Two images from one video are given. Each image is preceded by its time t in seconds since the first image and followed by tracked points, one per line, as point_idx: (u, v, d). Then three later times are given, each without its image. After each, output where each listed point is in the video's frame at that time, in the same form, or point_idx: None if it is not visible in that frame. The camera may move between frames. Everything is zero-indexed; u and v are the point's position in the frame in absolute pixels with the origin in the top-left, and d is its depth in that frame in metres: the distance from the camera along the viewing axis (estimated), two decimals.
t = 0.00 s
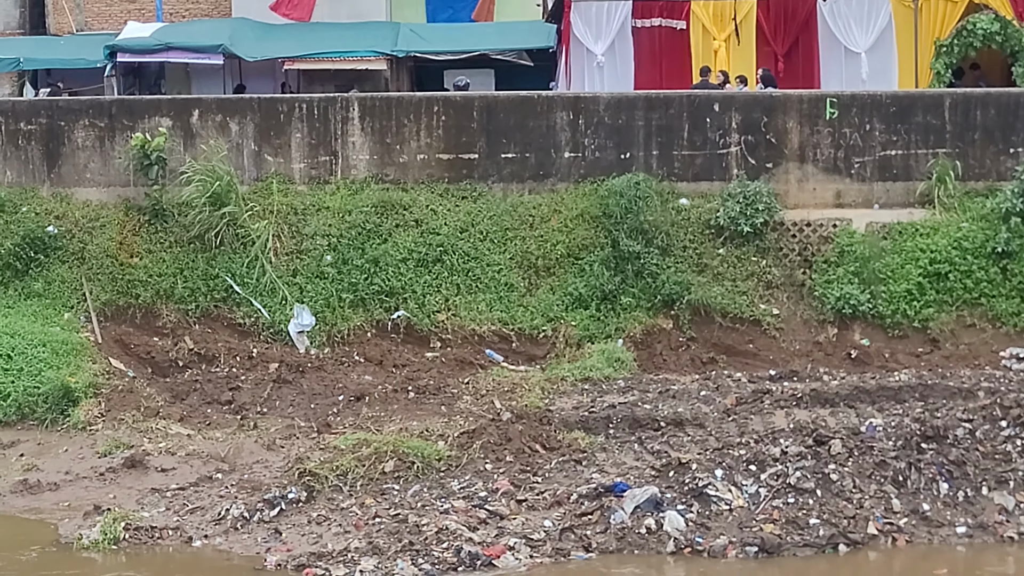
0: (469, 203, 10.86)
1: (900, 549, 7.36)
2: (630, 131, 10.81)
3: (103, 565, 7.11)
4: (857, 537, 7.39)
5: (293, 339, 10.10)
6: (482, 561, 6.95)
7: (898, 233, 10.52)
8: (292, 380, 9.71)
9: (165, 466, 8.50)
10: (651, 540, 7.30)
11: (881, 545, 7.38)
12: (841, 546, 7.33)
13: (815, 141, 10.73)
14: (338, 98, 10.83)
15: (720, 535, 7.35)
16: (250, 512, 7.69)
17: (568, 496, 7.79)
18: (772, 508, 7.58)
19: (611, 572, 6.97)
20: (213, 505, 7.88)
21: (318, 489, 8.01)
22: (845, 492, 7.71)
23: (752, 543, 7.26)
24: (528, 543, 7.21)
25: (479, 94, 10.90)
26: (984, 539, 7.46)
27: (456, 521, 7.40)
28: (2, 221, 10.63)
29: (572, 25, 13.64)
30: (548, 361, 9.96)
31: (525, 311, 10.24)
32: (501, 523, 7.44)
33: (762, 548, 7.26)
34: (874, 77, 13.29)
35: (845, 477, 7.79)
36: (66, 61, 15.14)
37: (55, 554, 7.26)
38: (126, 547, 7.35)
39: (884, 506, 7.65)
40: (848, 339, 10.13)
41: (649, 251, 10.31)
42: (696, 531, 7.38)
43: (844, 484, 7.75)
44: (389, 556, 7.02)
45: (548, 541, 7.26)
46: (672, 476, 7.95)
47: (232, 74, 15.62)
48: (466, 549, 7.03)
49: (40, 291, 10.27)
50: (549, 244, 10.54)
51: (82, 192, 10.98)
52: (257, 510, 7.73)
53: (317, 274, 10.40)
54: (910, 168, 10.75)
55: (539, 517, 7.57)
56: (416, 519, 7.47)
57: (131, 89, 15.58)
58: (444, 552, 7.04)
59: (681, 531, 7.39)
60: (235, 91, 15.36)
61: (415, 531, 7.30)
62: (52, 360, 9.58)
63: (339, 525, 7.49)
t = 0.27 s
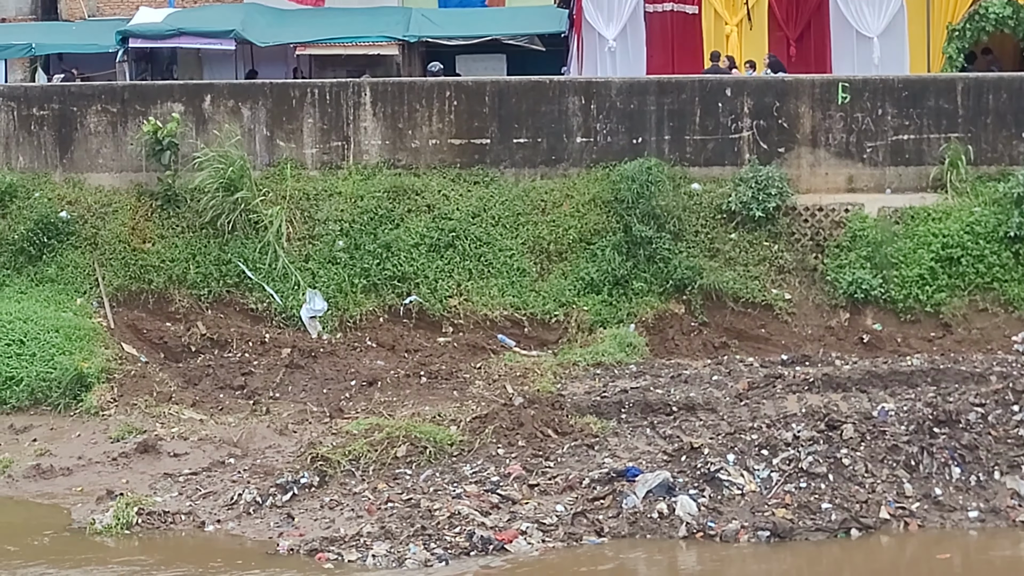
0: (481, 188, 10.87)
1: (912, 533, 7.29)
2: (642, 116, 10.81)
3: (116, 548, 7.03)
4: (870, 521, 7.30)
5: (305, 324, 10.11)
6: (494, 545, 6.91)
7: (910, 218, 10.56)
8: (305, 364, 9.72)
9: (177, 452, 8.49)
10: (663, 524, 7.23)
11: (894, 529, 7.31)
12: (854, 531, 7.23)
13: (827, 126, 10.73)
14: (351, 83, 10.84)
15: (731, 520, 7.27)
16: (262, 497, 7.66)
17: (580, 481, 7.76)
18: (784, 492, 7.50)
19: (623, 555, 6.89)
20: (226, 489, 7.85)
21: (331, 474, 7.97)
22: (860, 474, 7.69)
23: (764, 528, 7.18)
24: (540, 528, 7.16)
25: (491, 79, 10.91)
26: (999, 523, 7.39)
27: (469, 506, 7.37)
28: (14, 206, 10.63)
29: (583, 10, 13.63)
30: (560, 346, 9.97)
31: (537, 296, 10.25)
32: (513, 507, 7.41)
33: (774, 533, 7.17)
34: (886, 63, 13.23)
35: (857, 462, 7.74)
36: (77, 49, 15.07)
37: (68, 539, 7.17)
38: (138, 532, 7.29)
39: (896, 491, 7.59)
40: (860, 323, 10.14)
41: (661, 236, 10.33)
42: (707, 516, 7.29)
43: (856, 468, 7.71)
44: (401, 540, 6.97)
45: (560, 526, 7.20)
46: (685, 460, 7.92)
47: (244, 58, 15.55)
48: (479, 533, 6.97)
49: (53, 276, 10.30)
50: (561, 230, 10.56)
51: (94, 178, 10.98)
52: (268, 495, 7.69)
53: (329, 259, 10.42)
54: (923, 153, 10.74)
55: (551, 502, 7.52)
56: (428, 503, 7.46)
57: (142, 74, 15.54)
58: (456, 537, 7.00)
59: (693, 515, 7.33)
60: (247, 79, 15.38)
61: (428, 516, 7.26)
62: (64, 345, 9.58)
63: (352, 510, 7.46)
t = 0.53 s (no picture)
0: (490, 174, 10.93)
1: (919, 518, 7.34)
2: (650, 102, 10.86)
3: (127, 532, 7.07)
4: (877, 505, 7.35)
5: (315, 310, 10.17)
6: (503, 530, 6.93)
7: (918, 203, 10.60)
8: (315, 349, 9.78)
9: (188, 437, 8.54)
10: (672, 509, 7.29)
11: (901, 515, 7.36)
12: (860, 515, 7.28)
13: (834, 112, 10.77)
14: (360, 70, 10.90)
15: (739, 504, 7.33)
16: (272, 482, 7.70)
17: (589, 466, 7.80)
18: (791, 477, 7.55)
19: (632, 540, 6.93)
20: (237, 474, 7.89)
21: (340, 459, 8.00)
22: (868, 458, 7.72)
23: (772, 512, 7.22)
24: (549, 512, 7.19)
25: (500, 66, 10.95)
26: (1004, 508, 7.45)
27: (478, 490, 7.40)
28: (25, 193, 10.68)
29: None
30: (569, 332, 10.03)
31: (546, 283, 10.30)
32: (522, 492, 7.45)
33: (782, 518, 7.20)
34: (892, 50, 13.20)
35: (864, 446, 7.79)
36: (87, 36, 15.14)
37: (80, 523, 7.22)
38: (149, 516, 7.33)
39: (903, 476, 7.64)
40: (867, 309, 10.19)
41: (669, 222, 10.36)
42: (716, 500, 7.37)
43: (863, 453, 7.75)
44: (410, 525, 6.99)
45: (569, 511, 7.24)
46: (692, 446, 7.94)
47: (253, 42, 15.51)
48: (488, 518, 7.00)
49: (64, 263, 10.37)
50: (569, 216, 10.62)
51: (106, 165, 11.04)
52: (278, 480, 7.73)
53: (339, 245, 10.48)
54: (929, 139, 10.78)
55: (560, 487, 7.59)
56: (438, 488, 7.50)
57: (154, 62, 15.52)
58: (465, 522, 7.02)
59: (701, 500, 7.39)
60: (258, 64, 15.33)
61: (437, 500, 7.28)
62: (76, 331, 9.64)
63: (362, 494, 7.50)
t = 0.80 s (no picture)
0: (496, 157, 10.93)
1: (925, 500, 7.35)
2: (655, 85, 10.86)
3: (133, 515, 7.06)
4: (882, 488, 7.37)
5: (321, 294, 10.17)
6: (509, 513, 6.92)
7: (924, 186, 10.61)
8: (321, 332, 9.77)
9: (194, 420, 8.53)
10: (677, 492, 7.29)
11: (906, 498, 7.36)
12: (866, 498, 7.30)
13: (840, 95, 10.77)
14: (366, 53, 10.90)
15: (745, 487, 7.33)
16: (278, 465, 7.68)
17: (595, 449, 7.79)
18: (797, 460, 7.56)
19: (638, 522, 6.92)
20: (243, 457, 7.87)
21: (346, 442, 8.00)
22: (874, 441, 7.72)
23: (777, 495, 7.24)
24: (555, 495, 7.19)
25: (505, 49, 10.95)
26: (1010, 491, 7.45)
27: (484, 474, 7.38)
28: (32, 177, 10.70)
29: None
30: (575, 315, 10.01)
31: (551, 266, 10.30)
32: (528, 476, 7.44)
33: (788, 501, 7.22)
34: (897, 33, 13.31)
35: (869, 430, 7.79)
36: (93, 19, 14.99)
37: (85, 507, 7.22)
38: (155, 500, 7.33)
39: (909, 459, 7.65)
40: (872, 292, 10.18)
41: (675, 206, 10.37)
42: (721, 483, 7.36)
43: (869, 436, 7.75)
44: (416, 508, 6.98)
45: (575, 494, 7.25)
46: (699, 429, 7.89)
47: (258, 28, 15.48)
48: (494, 501, 7.00)
49: (70, 246, 10.37)
50: (575, 198, 10.63)
51: (111, 148, 11.05)
52: (284, 463, 7.71)
53: (345, 228, 10.48)
54: (935, 123, 10.77)
55: (567, 470, 7.58)
56: (443, 471, 7.49)
57: (159, 45, 15.34)
58: (471, 505, 7.00)
59: (707, 483, 7.38)
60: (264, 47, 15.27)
61: (443, 483, 7.27)
62: (82, 315, 9.64)
63: (368, 478, 7.49)
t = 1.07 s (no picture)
0: (500, 143, 10.96)
1: (929, 485, 7.26)
2: (659, 70, 10.89)
3: (137, 500, 7.03)
4: (886, 473, 7.30)
5: (325, 279, 10.18)
6: (513, 497, 6.87)
7: (927, 171, 10.62)
8: (326, 318, 9.77)
9: (198, 404, 8.51)
10: (681, 477, 7.22)
11: (910, 482, 7.29)
12: (870, 483, 7.22)
13: (844, 81, 10.81)
14: (370, 38, 10.92)
15: (749, 472, 7.27)
16: (283, 450, 7.64)
17: (598, 434, 7.71)
18: (801, 445, 7.50)
19: (641, 507, 6.86)
20: (247, 442, 7.84)
21: (350, 428, 7.96)
22: (879, 424, 7.65)
23: (781, 480, 7.18)
24: (559, 480, 7.13)
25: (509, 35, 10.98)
26: (1014, 476, 7.37)
27: (488, 458, 7.34)
28: (36, 162, 10.72)
29: None
30: (579, 300, 10.01)
31: (555, 251, 10.31)
32: (532, 460, 7.38)
33: (791, 485, 7.16)
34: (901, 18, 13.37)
35: (873, 415, 7.72)
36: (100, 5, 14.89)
37: (90, 491, 7.20)
38: (159, 485, 7.30)
39: (913, 444, 7.58)
40: (876, 278, 10.17)
41: (679, 190, 10.37)
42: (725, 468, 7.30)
43: (873, 421, 7.69)
44: (421, 492, 6.93)
45: (579, 478, 7.19)
46: (702, 414, 7.84)
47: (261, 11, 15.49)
48: (498, 485, 6.96)
49: (74, 232, 10.39)
50: (579, 183, 10.65)
51: (116, 133, 11.07)
52: (288, 448, 7.68)
53: (349, 214, 10.50)
54: (939, 108, 10.80)
55: (570, 455, 7.50)
56: (447, 455, 7.44)
57: (163, 31, 15.36)
58: (475, 489, 6.96)
59: (711, 468, 7.30)
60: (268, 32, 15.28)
61: (448, 468, 7.22)
62: (87, 300, 9.64)
63: (372, 462, 7.45)
